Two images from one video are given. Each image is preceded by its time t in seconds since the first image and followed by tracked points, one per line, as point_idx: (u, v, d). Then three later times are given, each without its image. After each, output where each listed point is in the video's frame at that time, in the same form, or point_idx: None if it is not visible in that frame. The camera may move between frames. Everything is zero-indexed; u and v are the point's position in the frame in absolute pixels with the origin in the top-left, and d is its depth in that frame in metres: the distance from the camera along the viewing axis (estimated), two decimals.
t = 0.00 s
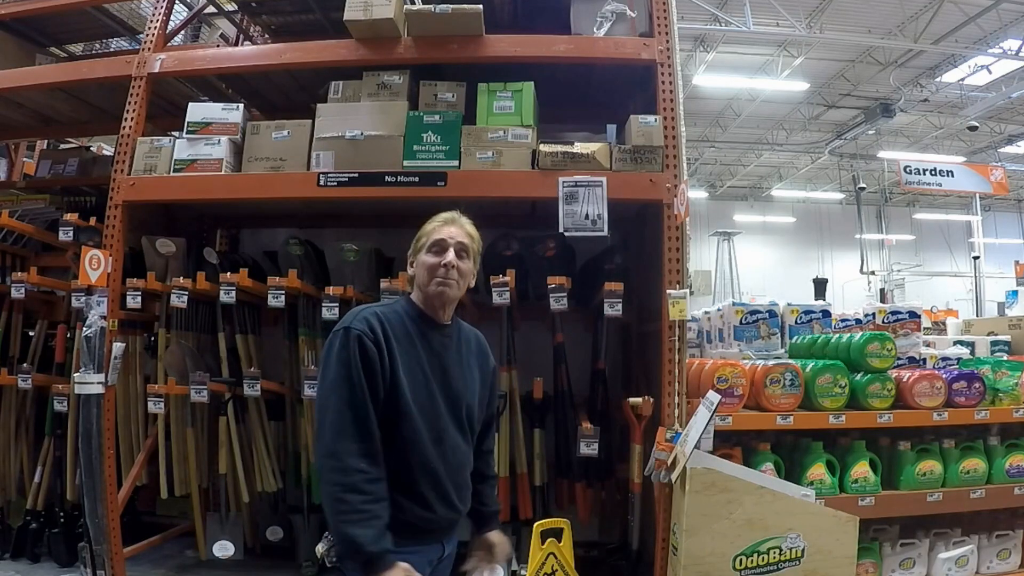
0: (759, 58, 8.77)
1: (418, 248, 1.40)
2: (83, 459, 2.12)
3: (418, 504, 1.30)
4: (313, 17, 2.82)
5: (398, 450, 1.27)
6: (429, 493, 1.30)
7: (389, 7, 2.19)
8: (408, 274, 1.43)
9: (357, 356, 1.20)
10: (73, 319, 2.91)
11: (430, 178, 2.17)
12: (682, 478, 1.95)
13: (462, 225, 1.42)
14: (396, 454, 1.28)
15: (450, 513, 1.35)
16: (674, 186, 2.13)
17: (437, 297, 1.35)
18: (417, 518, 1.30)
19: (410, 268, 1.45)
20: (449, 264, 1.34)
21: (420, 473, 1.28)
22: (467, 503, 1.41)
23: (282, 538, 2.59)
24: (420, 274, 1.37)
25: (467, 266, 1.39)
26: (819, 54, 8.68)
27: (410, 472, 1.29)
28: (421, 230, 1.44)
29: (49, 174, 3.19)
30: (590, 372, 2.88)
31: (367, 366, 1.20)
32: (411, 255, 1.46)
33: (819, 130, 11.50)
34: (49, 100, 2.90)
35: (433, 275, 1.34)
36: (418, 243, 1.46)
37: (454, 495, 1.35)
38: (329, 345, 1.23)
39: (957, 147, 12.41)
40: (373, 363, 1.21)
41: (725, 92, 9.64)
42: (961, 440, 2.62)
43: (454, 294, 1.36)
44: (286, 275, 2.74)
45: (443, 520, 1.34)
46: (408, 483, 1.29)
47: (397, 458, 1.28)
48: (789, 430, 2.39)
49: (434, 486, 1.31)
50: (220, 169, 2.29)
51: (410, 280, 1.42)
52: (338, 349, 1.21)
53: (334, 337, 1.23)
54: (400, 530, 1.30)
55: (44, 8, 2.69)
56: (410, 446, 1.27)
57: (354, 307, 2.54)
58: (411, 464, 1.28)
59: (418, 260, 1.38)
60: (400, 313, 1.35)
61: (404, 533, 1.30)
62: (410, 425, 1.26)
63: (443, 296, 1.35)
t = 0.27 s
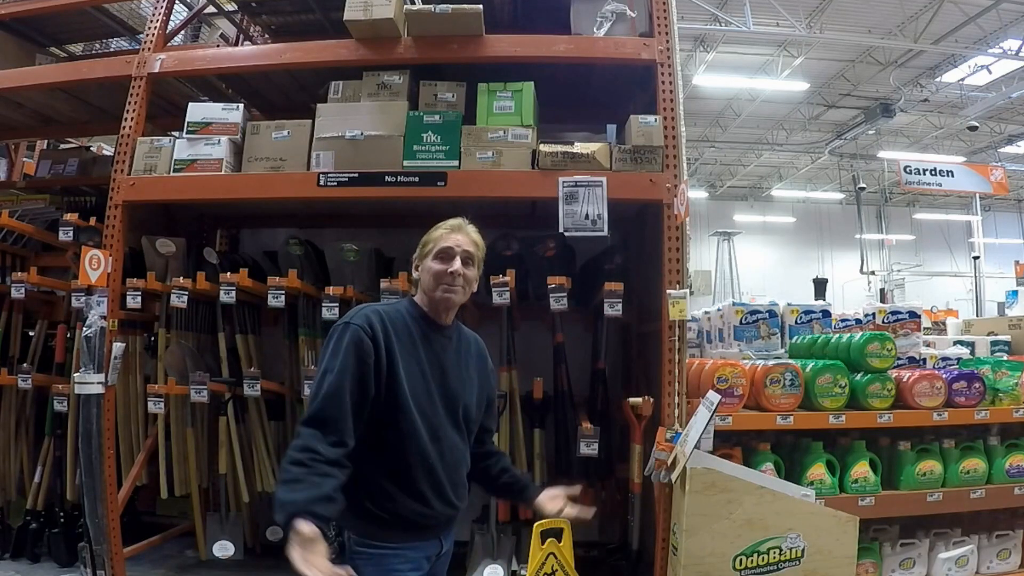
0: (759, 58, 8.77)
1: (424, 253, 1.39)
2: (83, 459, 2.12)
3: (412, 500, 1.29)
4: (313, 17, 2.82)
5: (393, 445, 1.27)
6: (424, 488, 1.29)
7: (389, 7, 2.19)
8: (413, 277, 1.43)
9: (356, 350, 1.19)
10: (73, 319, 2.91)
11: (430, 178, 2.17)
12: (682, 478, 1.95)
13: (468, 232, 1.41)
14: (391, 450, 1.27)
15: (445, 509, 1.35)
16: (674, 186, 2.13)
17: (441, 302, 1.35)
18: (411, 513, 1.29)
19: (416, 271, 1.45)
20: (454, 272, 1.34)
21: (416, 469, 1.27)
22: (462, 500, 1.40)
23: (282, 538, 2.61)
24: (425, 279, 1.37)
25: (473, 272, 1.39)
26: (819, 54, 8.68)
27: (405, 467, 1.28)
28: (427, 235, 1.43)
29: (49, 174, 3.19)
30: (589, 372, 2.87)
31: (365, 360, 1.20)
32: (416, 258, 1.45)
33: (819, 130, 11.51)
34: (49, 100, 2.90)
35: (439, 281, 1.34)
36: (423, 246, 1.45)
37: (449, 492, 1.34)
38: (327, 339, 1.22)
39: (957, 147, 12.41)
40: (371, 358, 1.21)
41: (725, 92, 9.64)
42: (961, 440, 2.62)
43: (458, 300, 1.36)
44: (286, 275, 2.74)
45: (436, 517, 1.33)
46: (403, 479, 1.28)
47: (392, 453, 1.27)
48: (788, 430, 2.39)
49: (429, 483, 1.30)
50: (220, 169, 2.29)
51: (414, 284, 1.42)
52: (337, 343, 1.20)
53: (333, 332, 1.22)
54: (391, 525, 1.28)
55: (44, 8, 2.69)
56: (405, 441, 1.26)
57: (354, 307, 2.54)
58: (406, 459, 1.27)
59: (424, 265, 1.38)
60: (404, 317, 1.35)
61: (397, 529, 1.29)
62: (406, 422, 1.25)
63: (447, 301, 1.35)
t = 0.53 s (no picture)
0: (759, 58, 8.77)
1: (430, 252, 1.40)
2: (83, 458, 2.12)
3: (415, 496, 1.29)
4: (313, 17, 2.82)
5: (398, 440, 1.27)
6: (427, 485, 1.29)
7: (389, 7, 2.19)
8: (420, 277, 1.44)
9: (364, 343, 1.20)
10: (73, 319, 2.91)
11: (430, 178, 2.17)
12: (682, 478, 1.95)
13: (473, 230, 1.43)
14: (395, 445, 1.28)
15: (447, 507, 1.34)
16: (674, 186, 2.13)
17: (449, 299, 1.36)
18: (414, 510, 1.28)
19: (422, 271, 1.46)
20: (461, 267, 1.35)
21: (420, 465, 1.27)
22: (464, 499, 1.40)
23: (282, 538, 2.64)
24: (432, 277, 1.38)
25: (480, 269, 1.39)
26: (819, 54, 8.68)
27: (409, 464, 1.28)
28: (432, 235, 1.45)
29: (49, 174, 3.19)
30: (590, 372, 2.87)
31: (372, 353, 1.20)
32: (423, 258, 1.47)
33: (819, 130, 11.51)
34: (49, 100, 2.90)
35: (446, 278, 1.35)
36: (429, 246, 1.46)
37: (452, 489, 1.34)
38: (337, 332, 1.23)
39: (957, 147, 12.41)
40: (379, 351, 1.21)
41: (725, 92, 9.64)
42: (961, 440, 2.62)
43: (466, 297, 1.36)
44: (286, 275, 2.74)
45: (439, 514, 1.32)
46: (406, 475, 1.28)
47: (396, 448, 1.28)
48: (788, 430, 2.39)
49: (433, 480, 1.30)
50: (220, 169, 2.29)
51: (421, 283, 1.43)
52: (345, 335, 1.21)
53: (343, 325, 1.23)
54: (393, 521, 1.28)
55: (44, 7, 2.69)
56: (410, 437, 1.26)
57: (354, 307, 2.55)
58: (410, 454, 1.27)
59: (430, 263, 1.39)
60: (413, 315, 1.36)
61: (400, 525, 1.28)
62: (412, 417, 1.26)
63: (455, 298, 1.36)
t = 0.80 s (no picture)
0: (759, 58, 8.77)
1: (422, 247, 1.40)
2: (83, 458, 2.13)
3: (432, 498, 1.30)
4: (313, 17, 2.82)
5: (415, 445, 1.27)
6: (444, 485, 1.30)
7: (389, 7, 2.19)
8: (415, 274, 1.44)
9: (377, 350, 1.20)
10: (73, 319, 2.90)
11: (430, 178, 2.17)
12: (682, 478, 1.95)
13: (462, 221, 1.42)
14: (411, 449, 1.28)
15: (463, 511, 1.35)
16: (674, 186, 2.13)
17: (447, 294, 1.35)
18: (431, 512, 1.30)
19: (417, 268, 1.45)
20: (455, 260, 1.35)
21: (436, 468, 1.28)
22: (479, 500, 1.41)
23: (282, 538, 2.60)
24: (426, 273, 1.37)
25: (474, 259, 1.39)
26: (819, 54, 8.68)
27: (426, 470, 1.29)
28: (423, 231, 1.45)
29: (49, 174, 3.19)
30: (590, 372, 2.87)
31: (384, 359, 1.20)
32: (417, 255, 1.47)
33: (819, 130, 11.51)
34: (49, 100, 2.90)
35: (440, 272, 1.34)
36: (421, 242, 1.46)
37: (468, 493, 1.35)
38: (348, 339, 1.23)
39: (957, 147, 12.41)
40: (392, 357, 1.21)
41: (725, 91, 9.64)
42: (961, 440, 2.62)
43: (464, 290, 1.36)
44: (286, 276, 2.74)
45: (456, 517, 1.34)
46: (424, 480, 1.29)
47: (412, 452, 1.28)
48: (788, 430, 2.39)
49: (450, 485, 1.31)
50: (220, 169, 2.29)
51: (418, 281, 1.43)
52: (358, 343, 1.21)
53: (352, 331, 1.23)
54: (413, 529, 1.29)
55: (44, 7, 2.69)
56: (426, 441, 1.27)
57: (354, 307, 2.55)
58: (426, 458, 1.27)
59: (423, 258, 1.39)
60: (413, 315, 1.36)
61: (420, 530, 1.30)
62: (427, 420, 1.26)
63: (453, 292, 1.35)
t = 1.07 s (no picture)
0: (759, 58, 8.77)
1: (414, 248, 1.40)
2: (83, 458, 2.13)
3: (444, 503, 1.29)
4: (313, 17, 2.82)
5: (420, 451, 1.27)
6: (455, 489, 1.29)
7: (389, 7, 2.19)
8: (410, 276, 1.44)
9: (371, 361, 1.20)
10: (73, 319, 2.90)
11: (430, 178, 2.17)
12: (682, 478, 1.95)
13: (451, 218, 1.42)
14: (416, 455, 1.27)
15: (477, 514, 1.34)
16: (674, 186, 2.13)
17: (443, 293, 1.35)
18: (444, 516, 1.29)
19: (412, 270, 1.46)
20: (447, 258, 1.35)
21: (443, 474, 1.28)
22: (495, 501, 1.39)
23: (282, 538, 2.60)
24: (421, 273, 1.38)
25: (468, 256, 1.39)
26: (819, 54, 8.68)
27: (433, 476, 1.28)
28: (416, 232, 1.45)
29: (50, 174, 3.19)
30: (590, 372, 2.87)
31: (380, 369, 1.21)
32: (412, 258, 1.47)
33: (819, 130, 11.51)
34: (49, 100, 2.90)
35: (434, 272, 1.35)
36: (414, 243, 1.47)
37: (479, 495, 1.33)
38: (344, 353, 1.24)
39: (957, 147, 12.41)
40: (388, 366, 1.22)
41: (725, 91, 9.64)
42: (961, 440, 2.62)
43: (460, 288, 1.36)
44: (286, 276, 2.74)
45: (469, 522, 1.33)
46: (432, 486, 1.28)
47: (418, 460, 1.27)
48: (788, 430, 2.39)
49: (458, 488, 1.30)
50: (220, 169, 2.29)
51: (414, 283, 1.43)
52: (352, 355, 1.21)
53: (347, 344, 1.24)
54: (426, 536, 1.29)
55: (44, 7, 2.69)
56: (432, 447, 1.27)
57: (354, 307, 2.55)
58: (432, 464, 1.27)
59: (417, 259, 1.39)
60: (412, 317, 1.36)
61: (431, 534, 1.29)
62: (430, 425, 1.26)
63: (449, 290, 1.35)
